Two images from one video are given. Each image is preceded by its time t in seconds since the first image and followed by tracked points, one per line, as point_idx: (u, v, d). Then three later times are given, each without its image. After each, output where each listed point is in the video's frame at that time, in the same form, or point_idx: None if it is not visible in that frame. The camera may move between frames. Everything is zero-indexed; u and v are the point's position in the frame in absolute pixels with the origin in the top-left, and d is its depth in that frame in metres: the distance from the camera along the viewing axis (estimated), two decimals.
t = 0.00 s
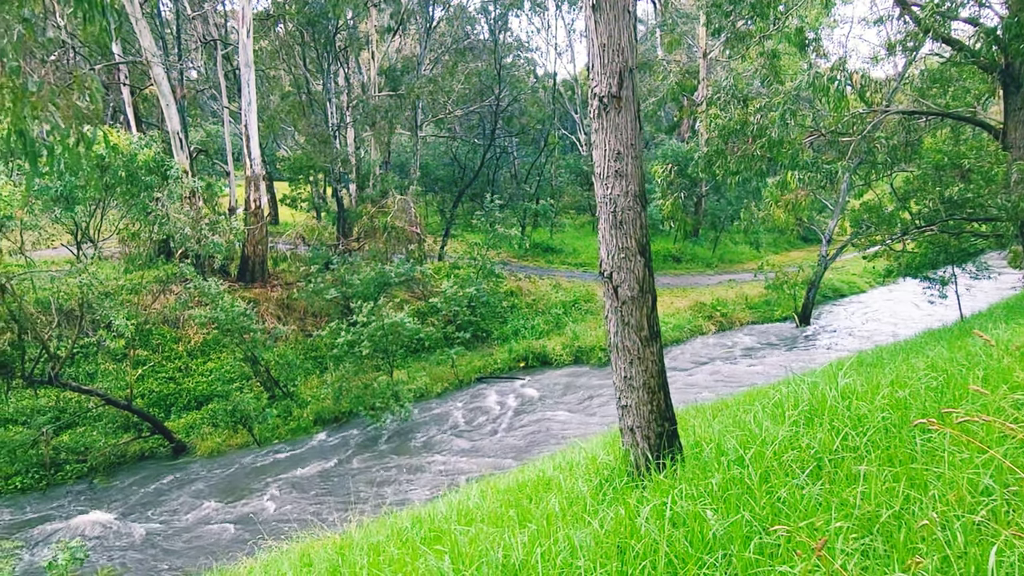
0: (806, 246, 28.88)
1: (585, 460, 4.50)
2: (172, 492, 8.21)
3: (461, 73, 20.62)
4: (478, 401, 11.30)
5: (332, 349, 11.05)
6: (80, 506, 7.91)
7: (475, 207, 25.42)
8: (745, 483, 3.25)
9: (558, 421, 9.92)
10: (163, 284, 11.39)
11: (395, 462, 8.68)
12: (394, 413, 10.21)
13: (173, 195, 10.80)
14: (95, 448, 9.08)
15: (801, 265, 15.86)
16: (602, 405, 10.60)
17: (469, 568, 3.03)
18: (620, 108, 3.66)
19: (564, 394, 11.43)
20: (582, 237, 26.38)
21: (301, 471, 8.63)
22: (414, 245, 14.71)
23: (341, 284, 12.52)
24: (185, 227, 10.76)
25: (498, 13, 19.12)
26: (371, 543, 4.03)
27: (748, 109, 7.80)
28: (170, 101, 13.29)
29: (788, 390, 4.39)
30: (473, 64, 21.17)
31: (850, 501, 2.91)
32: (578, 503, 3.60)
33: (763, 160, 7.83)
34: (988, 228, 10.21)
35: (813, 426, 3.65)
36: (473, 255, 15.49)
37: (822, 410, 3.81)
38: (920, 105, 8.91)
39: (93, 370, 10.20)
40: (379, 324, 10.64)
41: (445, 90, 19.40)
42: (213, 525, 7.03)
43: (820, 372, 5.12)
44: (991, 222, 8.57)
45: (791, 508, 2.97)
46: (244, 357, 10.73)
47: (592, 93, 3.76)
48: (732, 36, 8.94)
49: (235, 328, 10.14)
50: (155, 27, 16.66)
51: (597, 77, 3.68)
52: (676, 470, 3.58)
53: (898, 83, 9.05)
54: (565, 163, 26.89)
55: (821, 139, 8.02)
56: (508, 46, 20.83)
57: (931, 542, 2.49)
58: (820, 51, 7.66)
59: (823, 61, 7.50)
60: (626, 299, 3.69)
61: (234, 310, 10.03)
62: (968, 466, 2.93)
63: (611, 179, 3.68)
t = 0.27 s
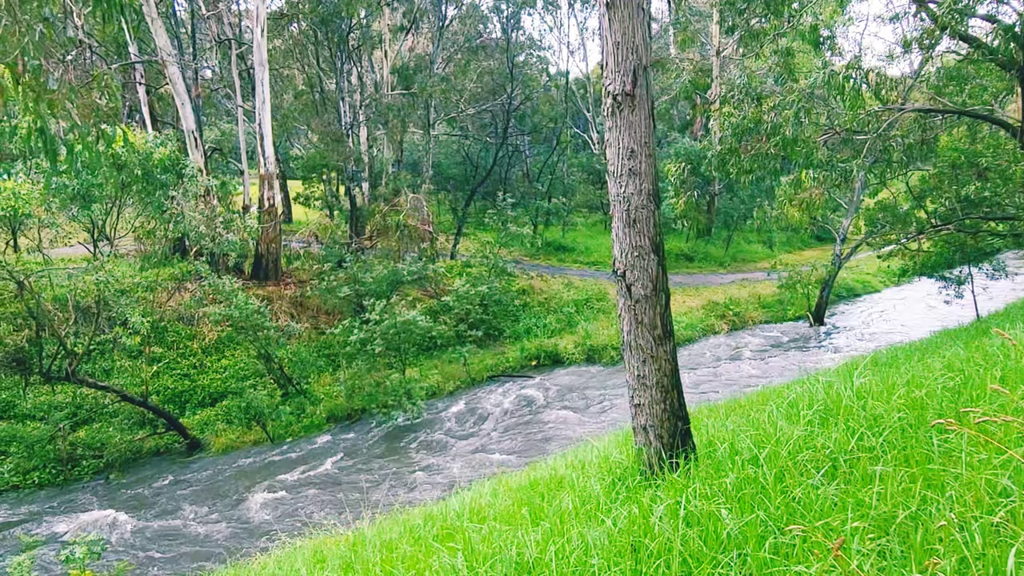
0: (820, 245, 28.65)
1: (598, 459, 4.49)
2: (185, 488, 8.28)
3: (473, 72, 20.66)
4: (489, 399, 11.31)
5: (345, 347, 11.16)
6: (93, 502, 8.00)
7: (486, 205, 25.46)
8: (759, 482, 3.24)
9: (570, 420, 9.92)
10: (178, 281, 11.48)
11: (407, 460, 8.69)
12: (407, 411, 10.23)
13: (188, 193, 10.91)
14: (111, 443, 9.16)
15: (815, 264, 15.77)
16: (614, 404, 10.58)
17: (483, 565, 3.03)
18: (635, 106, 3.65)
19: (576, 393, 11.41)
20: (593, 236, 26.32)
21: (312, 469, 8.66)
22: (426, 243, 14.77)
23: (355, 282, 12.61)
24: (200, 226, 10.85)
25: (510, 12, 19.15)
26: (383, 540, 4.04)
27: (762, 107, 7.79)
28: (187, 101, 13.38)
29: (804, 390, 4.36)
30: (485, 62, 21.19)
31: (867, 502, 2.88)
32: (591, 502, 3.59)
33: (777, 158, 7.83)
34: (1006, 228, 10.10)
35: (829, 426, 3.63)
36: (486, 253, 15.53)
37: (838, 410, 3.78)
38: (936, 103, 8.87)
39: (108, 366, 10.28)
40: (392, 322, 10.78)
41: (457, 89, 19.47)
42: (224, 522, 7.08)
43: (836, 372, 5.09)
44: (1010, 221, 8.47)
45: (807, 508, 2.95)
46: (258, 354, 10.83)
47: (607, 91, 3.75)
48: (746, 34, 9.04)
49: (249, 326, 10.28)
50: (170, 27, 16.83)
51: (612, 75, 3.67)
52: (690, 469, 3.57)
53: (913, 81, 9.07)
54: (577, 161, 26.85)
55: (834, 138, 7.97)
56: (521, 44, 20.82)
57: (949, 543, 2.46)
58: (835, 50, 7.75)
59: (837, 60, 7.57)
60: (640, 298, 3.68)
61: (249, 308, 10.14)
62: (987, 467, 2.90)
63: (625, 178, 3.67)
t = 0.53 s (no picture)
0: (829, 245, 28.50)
1: (607, 458, 4.49)
2: (194, 485, 8.32)
3: (482, 71, 20.69)
4: (498, 398, 11.32)
5: (353, 346, 11.21)
6: (105, 499, 8.05)
7: (495, 204, 25.46)
8: (769, 482, 3.24)
9: (579, 420, 9.90)
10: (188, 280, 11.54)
11: (415, 459, 8.70)
12: (416, 410, 10.26)
13: (198, 192, 10.98)
14: (121, 441, 9.21)
15: (824, 264, 15.72)
16: (623, 404, 10.57)
17: (492, 564, 3.03)
18: (644, 105, 3.65)
19: (585, 393, 11.40)
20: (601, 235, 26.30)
21: (320, 467, 8.68)
22: (435, 242, 14.82)
23: (364, 281, 12.66)
24: (209, 224, 10.91)
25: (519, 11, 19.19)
26: (390, 539, 4.05)
27: (772, 107, 7.77)
28: (196, 100, 13.46)
29: (814, 390, 4.34)
30: (494, 62, 21.20)
31: (877, 503, 2.87)
32: (599, 502, 3.59)
33: (786, 158, 7.81)
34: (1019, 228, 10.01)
35: (839, 426, 3.62)
36: (494, 252, 15.55)
37: (847, 411, 3.77)
38: (947, 102, 8.81)
39: (119, 364, 10.39)
40: (400, 321, 10.75)
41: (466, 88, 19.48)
42: (231, 519, 7.10)
43: (847, 372, 5.08)
44: None
45: (817, 509, 2.94)
46: (267, 352, 10.88)
47: (616, 90, 3.74)
48: (756, 34, 8.99)
49: (258, 324, 10.30)
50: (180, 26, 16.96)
51: (621, 74, 3.67)
52: (699, 469, 3.57)
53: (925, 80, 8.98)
54: (586, 161, 26.85)
55: (844, 137, 7.89)
56: (530, 43, 20.81)
57: (960, 544, 2.44)
58: (845, 49, 7.70)
59: (847, 59, 7.50)
60: (649, 297, 3.68)
61: (258, 306, 10.18)
62: (998, 468, 2.88)
63: (634, 177, 3.67)
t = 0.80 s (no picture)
0: (839, 245, 28.35)
1: (615, 457, 4.49)
2: (203, 483, 8.37)
3: (490, 71, 20.69)
4: (506, 397, 11.34)
5: (361, 345, 11.25)
6: (116, 496, 8.10)
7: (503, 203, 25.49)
8: (778, 482, 3.23)
9: (586, 419, 9.90)
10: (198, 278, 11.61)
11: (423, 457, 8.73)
12: (424, 408, 10.29)
13: (208, 191, 11.07)
14: (131, 438, 9.27)
15: (833, 263, 15.66)
16: (631, 403, 10.57)
17: (501, 562, 3.04)
18: (653, 104, 3.64)
19: (593, 392, 11.41)
20: (609, 234, 26.29)
21: (328, 465, 8.71)
22: (443, 241, 14.85)
23: (372, 280, 12.70)
24: (219, 223, 10.95)
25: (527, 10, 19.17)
26: (399, 537, 4.07)
27: (782, 106, 7.76)
28: (206, 99, 13.55)
29: (823, 390, 4.33)
30: (502, 61, 21.20)
31: (888, 503, 2.85)
32: (608, 501, 3.58)
33: (796, 157, 7.80)
34: None
35: (849, 426, 3.61)
36: (502, 251, 15.56)
37: (857, 411, 3.76)
38: (959, 102, 8.75)
39: (129, 362, 10.41)
40: (408, 320, 10.78)
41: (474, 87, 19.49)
42: (239, 517, 7.14)
43: (856, 372, 5.06)
44: None
45: (827, 509, 2.93)
46: (276, 350, 10.94)
47: (625, 88, 3.74)
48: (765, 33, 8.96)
49: (267, 322, 10.36)
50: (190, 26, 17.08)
51: (630, 73, 3.66)
52: (707, 469, 3.56)
53: (937, 79, 8.92)
54: (594, 160, 26.81)
55: (855, 136, 7.84)
56: (538, 43, 20.78)
57: (972, 545, 2.43)
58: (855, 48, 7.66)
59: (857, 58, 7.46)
60: (658, 297, 3.68)
61: (267, 305, 10.23)
62: (1011, 469, 2.86)
63: (643, 176, 3.66)
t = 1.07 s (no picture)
0: (848, 244, 28.20)
1: (623, 457, 4.49)
2: (210, 480, 8.42)
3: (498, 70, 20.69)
4: (513, 396, 11.36)
5: (369, 343, 11.28)
6: (125, 492, 8.16)
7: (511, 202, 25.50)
8: (787, 482, 3.22)
9: (593, 419, 9.89)
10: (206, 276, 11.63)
11: (429, 456, 8.74)
12: (431, 407, 10.31)
13: (217, 189, 11.15)
14: (140, 435, 9.36)
15: (842, 263, 15.61)
16: (638, 402, 10.56)
17: (509, 560, 3.04)
18: (662, 103, 3.63)
19: (600, 391, 11.40)
20: (615, 234, 26.27)
21: (335, 463, 8.74)
22: (451, 240, 14.87)
23: (380, 279, 12.74)
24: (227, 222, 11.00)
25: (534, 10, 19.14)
26: (407, 534, 4.09)
27: (791, 105, 7.75)
28: (215, 98, 13.62)
29: (832, 390, 4.32)
30: (509, 61, 21.20)
31: (897, 503, 2.84)
32: (616, 500, 3.58)
33: (805, 156, 7.80)
34: None
35: (858, 427, 3.60)
36: (510, 250, 15.58)
37: (866, 412, 3.75)
38: (971, 101, 8.69)
39: (139, 359, 10.67)
40: (415, 319, 10.80)
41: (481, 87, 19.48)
42: (246, 514, 7.18)
43: (866, 372, 5.04)
44: None
45: (836, 509, 2.93)
46: (284, 348, 10.97)
47: (635, 87, 3.73)
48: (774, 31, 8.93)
49: (275, 321, 10.39)
50: (200, 26, 17.22)
51: (639, 72, 3.66)
52: (715, 469, 3.56)
53: (948, 78, 8.86)
54: (602, 160, 26.78)
55: (864, 135, 7.79)
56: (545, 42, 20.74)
57: (983, 547, 2.41)
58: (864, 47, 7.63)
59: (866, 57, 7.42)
60: (666, 296, 3.67)
61: (275, 303, 10.28)
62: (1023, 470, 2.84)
63: (652, 175, 3.66)
